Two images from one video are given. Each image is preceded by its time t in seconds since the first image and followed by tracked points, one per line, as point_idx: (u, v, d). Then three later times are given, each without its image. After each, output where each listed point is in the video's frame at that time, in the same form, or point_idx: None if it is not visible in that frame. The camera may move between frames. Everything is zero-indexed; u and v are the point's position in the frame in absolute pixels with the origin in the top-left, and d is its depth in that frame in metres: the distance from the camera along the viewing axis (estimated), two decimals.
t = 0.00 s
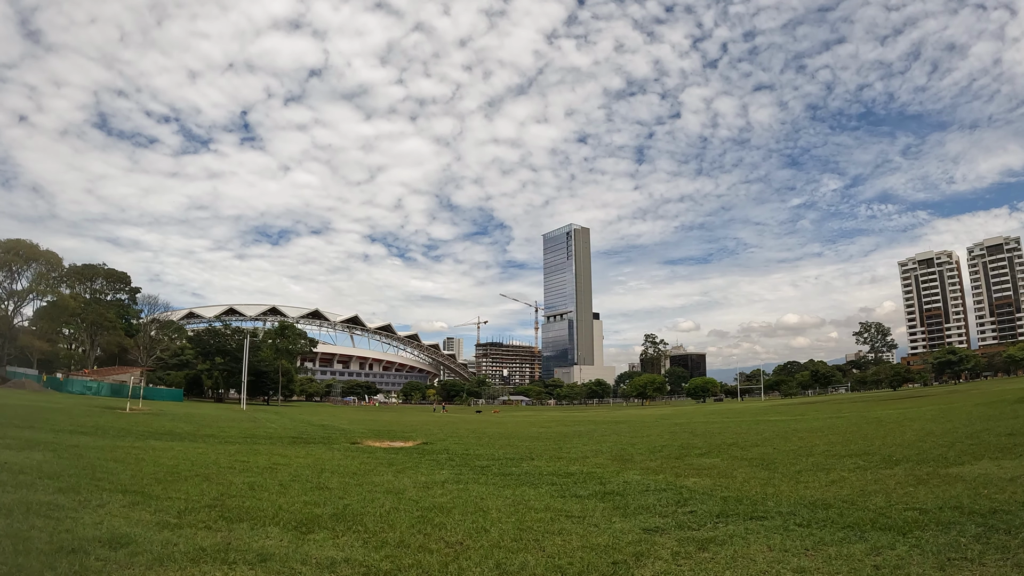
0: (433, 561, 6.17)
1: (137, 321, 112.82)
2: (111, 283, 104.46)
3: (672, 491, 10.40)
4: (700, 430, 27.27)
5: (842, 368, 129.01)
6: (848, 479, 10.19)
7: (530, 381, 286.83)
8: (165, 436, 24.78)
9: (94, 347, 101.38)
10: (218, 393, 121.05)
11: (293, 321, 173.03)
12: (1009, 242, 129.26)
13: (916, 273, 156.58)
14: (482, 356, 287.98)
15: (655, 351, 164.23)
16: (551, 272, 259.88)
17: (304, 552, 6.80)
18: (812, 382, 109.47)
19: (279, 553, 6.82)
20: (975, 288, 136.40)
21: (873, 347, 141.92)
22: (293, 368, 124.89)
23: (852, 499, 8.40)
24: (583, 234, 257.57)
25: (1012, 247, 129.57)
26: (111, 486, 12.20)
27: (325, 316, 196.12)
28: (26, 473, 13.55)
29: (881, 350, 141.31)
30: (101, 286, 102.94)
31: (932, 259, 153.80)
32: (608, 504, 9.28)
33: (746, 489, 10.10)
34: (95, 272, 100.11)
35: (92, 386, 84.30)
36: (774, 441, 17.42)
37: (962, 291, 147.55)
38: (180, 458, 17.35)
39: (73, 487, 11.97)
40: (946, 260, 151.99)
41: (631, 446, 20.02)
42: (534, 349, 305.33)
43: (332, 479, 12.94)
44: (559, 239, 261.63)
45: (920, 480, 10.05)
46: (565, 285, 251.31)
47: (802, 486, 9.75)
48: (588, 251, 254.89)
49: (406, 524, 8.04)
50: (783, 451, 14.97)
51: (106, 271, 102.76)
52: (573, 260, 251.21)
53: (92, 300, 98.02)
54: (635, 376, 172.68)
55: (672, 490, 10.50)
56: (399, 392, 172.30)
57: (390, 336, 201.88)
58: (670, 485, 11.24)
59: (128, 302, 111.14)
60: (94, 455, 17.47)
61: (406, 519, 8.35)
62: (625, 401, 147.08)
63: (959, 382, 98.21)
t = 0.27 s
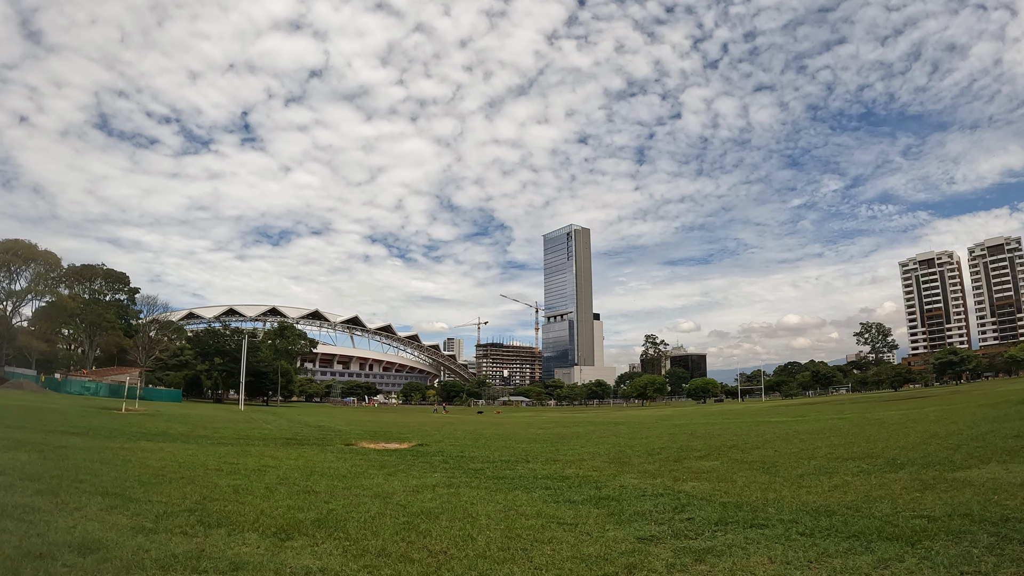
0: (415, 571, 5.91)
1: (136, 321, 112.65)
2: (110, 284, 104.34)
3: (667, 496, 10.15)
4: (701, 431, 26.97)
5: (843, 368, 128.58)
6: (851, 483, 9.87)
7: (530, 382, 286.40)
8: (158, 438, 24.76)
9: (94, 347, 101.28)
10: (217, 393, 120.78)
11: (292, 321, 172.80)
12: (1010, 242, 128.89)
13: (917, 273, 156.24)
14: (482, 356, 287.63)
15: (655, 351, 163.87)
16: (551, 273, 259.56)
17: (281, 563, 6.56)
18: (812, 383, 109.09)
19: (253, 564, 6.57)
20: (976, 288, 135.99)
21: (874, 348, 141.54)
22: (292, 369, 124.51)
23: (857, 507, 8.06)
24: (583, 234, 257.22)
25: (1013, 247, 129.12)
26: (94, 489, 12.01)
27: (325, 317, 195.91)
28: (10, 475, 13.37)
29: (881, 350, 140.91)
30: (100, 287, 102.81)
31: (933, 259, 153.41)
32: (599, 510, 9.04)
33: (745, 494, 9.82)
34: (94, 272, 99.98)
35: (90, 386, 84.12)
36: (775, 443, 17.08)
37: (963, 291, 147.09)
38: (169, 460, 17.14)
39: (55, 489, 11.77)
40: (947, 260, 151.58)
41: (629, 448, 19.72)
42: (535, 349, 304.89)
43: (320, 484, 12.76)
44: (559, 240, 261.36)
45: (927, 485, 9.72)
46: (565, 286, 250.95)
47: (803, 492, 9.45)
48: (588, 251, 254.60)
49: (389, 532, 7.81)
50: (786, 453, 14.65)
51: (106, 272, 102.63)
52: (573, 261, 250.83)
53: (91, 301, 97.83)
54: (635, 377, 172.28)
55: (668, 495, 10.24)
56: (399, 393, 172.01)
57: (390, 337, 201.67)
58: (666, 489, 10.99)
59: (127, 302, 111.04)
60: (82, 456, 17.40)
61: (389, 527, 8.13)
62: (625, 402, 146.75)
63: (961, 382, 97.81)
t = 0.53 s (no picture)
0: None
1: (135, 321, 112.41)
2: (109, 283, 104.04)
3: (659, 500, 9.91)
4: (702, 433, 26.64)
5: (843, 369, 128.12)
6: (853, 487, 9.56)
7: (531, 382, 286.04)
8: (153, 438, 24.79)
9: (93, 347, 101.15)
10: (216, 393, 120.50)
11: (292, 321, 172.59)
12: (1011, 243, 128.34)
13: (917, 274, 155.82)
14: (482, 357, 287.36)
15: (655, 352, 163.46)
16: (551, 274, 259.25)
17: (253, 568, 6.36)
18: (813, 384, 108.74)
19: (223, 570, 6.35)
20: (977, 289, 135.31)
21: (874, 348, 141.10)
22: (291, 369, 124.16)
23: (859, 514, 7.75)
24: (583, 235, 256.85)
25: (1014, 248, 128.54)
26: (76, 490, 11.87)
27: (325, 317, 195.71)
28: None
29: (882, 351, 140.48)
30: (99, 286, 102.49)
31: (933, 260, 152.96)
32: (585, 513, 8.83)
33: (744, 498, 9.52)
34: (94, 272, 99.62)
35: (88, 386, 83.89)
36: (777, 445, 16.70)
37: (964, 292, 146.57)
38: (157, 460, 16.97)
39: (37, 489, 11.62)
40: (948, 261, 151.11)
41: (627, 450, 19.38)
42: (535, 350, 304.54)
43: (307, 485, 12.68)
44: (559, 240, 261.05)
45: (934, 490, 9.36)
46: (565, 286, 250.62)
47: (803, 496, 9.13)
48: (588, 252, 254.26)
49: (372, 537, 7.63)
50: (787, 455, 14.30)
51: (105, 271, 102.31)
52: (573, 262, 250.39)
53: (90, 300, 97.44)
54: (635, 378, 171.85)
55: (662, 499, 9.96)
56: (399, 394, 171.75)
57: (390, 337, 201.45)
58: (659, 492, 10.75)
59: (126, 301, 110.78)
60: (69, 455, 17.34)
61: (372, 532, 8.00)
62: (625, 403, 146.40)
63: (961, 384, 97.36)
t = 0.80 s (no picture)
0: None
1: (136, 321, 112.20)
2: (109, 282, 103.79)
3: (650, 503, 9.70)
4: (702, 435, 26.29)
5: (844, 370, 127.72)
6: (855, 492, 9.24)
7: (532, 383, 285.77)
8: (145, 438, 24.70)
9: (93, 347, 100.90)
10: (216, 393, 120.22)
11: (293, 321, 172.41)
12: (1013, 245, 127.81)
13: (919, 275, 155.46)
14: (483, 357, 287.17)
15: (656, 353, 163.11)
16: (552, 274, 258.98)
17: None
18: (814, 385, 108.46)
19: None
20: (978, 290, 134.88)
21: (875, 349, 140.76)
22: (291, 369, 123.91)
23: (861, 521, 7.44)
24: (584, 236, 256.56)
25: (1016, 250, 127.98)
26: (59, 490, 11.72)
27: (325, 317, 195.51)
28: None
29: (883, 352, 140.12)
30: (99, 286, 102.24)
31: (935, 262, 152.59)
32: (572, 518, 8.62)
33: (741, 503, 9.25)
34: (93, 272, 99.36)
35: (87, 386, 83.66)
36: (777, 448, 16.37)
37: (965, 293, 146.12)
38: (145, 461, 16.80)
39: (18, 489, 11.50)
40: (949, 263, 150.70)
41: (625, 452, 19.04)
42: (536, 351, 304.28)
43: (292, 487, 12.51)
44: (560, 241, 260.79)
45: (938, 495, 9.04)
46: (566, 287, 250.34)
47: (801, 502, 8.83)
48: (590, 253, 253.84)
49: (351, 544, 7.43)
50: (787, 458, 13.99)
51: (105, 271, 102.05)
52: (574, 262, 250.06)
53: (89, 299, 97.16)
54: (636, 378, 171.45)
55: (657, 503, 9.67)
56: (399, 394, 171.54)
57: (391, 337, 201.21)
58: (652, 496, 10.53)
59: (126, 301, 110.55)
60: (58, 454, 17.23)
61: (352, 537, 7.82)
62: (626, 403, 146.06)
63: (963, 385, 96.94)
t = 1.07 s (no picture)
0: None
1: (136, 321, 112.26)
2: (109, 283, 103.73)
3: (643, 506, 9.46)
4: (703, 435, 25.97)
5: (846, 371, 127.17)
6: (855, 497, 8.95)
7: (533, 383, 285.42)
8: (137, 437, 24.58)
9: (93, 347, 100.67)
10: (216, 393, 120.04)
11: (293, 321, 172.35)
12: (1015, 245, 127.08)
13: (921, 276, 154.74)
14: (484, 358, 286.83)
15: (657, 353, 162.73)
16: (553, 275, 258.60)
17: None
18: (816, 386, 108.15)
19: None
20: (981, 291, 134.30)
21: (878, 350, 140.15)
22: (291, 369, 123.66)
23: (860, 527, 7.18)
24: (586, 236, 256.15)
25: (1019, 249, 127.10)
26: (41, 489, 11.59)
27: (326, 318, 195.45)
28: None
29: (885, 353, 139.55)
30: (98, 286, 102.18)
31: (937, 262, 151.90)
32: (560, 521, 8.39)
33: (737, 507, 8.99)
34: (93, 272, 99.36)
35: (86, 385, 83.55)
36: (777, 450, 16.05)
37: (967, 294, 145.38)
38: (131, 461, 16.63)
39: None
40: (952, 263, 149.98)
41: (622, 453, 18.65)
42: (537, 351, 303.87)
43: (279, 488, 12.33)
44: (561, 241, 260.44)
45: (943, 500, 8.73)
46: (568, 287, 249.89)
47: (800, 507, 8.50)
48: (591, 253, 253.12)
49: (330, 550, 7.21)
50: (787, 460, 13.66)
51: (105, 271, 101.97)
52: (575, 262, 249.65)
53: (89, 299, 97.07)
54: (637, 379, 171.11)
55: (650, 506, 9.42)
56: (401, 394, 171.39)
57: (392, 337, 200.94)
58: (645, 498, 10.28)
59: (126, 301, 110.57)
60: (47, 452, 17.15)
61: (333, 541, 7.62)
62: (627, 404, 145.75)
63: (965, 386, 96.32)
